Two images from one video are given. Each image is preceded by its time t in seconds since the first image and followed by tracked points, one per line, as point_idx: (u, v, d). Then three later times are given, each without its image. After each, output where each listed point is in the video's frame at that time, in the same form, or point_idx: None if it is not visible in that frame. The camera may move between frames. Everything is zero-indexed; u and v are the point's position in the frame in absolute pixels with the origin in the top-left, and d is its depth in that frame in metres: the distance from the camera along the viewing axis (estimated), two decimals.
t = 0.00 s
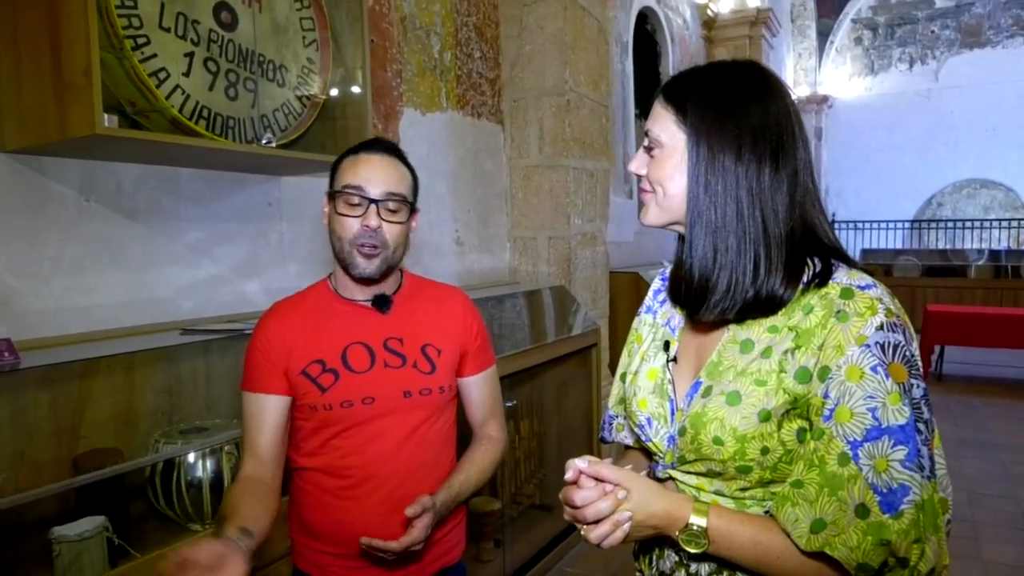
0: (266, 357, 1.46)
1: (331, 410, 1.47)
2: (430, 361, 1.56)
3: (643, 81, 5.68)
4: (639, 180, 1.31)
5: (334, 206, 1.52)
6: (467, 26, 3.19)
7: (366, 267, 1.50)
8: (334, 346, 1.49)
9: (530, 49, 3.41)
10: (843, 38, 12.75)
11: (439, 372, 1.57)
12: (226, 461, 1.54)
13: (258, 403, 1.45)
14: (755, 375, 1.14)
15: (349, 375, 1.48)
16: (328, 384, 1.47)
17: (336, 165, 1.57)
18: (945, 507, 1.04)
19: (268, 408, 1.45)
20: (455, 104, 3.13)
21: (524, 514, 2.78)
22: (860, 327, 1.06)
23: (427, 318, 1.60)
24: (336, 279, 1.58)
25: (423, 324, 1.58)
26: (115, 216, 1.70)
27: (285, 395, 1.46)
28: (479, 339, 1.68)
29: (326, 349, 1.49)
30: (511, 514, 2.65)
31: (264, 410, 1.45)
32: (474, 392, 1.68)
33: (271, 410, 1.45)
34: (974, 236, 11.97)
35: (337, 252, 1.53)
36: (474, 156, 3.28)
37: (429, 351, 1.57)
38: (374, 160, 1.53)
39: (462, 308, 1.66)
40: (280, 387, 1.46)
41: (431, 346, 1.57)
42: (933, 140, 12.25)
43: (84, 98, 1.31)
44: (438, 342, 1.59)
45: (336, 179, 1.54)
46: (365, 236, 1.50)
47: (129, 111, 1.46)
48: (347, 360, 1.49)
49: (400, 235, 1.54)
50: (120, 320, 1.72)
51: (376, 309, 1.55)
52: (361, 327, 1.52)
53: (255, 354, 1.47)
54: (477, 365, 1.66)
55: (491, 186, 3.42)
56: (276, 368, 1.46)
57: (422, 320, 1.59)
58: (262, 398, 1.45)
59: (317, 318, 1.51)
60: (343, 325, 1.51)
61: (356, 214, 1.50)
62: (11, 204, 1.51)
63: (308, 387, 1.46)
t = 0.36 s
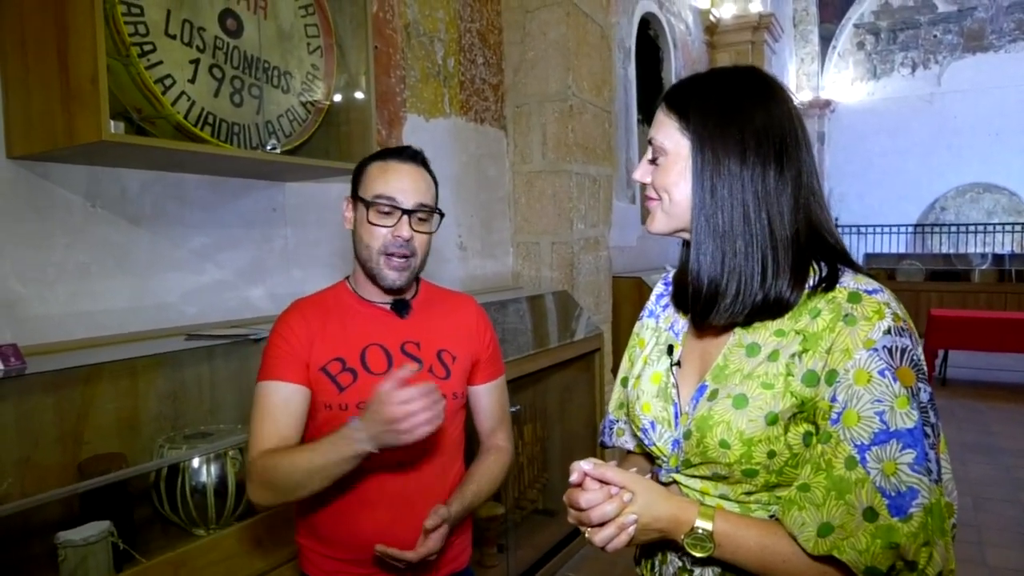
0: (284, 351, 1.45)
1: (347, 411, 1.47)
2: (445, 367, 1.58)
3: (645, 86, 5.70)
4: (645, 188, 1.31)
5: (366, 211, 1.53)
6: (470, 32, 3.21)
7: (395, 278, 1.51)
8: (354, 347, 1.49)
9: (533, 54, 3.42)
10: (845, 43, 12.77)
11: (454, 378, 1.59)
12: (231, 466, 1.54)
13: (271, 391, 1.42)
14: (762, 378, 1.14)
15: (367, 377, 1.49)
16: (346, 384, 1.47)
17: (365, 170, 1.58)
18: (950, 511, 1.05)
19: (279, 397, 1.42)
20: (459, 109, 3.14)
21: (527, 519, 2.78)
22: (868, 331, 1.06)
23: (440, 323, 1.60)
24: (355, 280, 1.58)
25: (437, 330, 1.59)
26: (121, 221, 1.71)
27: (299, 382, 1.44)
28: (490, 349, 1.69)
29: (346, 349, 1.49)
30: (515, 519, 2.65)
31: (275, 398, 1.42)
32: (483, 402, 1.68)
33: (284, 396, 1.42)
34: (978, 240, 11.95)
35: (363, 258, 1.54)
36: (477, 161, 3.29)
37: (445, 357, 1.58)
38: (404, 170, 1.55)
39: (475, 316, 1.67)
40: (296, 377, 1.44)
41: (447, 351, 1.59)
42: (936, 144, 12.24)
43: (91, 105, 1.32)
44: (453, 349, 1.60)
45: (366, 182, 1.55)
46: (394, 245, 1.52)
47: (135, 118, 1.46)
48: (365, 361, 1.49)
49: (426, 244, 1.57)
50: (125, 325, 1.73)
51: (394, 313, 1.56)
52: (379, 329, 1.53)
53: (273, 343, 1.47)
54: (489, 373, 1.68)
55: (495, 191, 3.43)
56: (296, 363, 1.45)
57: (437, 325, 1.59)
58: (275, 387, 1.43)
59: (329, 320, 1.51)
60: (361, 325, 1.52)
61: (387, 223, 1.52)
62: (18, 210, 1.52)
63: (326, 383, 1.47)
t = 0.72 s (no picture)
0: (289, 369, 1.42)
1: (356, 422, 1.46)
2: (453, 373, 1.58)
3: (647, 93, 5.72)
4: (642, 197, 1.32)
5: (394, 207, 1.54)
6: (472, 38, 3.22)
7: (441, 268, 1.56)
8: (362, 358, 1.48)
9: (535, 61, 3.43)
10: (847, 50, 12.79)
11: (461, 384, 1.58)
12: (231, 470, 1.54)
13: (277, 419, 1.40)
14: (763, 384, 1.14)
15: (375, 388, 1.47)
16: (355, 397, 1.46)
17: (364, 175, 1.59)
18: (951, 516, 1.04)
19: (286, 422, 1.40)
20: (460, 115, 3.15)
21: (528, 525, 2.77)
22: (869, 336, 1.06)
23: (444, 330, 1.60)
24: (361, 293, 1.57)
25: (444, 335, 1.59)
26: (123, 225, 1.72)
27: (309, 409, 1.42)
28: (495, 351, 1.70)
29: (354, 361, 1.48)
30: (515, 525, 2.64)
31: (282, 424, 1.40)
32: (494, 405, 1.71)
33: (292, 423, 1.40)
34: (979, 247, 11.93)
35: (395, 261, 1.53)
36: (479, 167, 3.29)
37: (453, 364, 1.59)
38: (414, 169, 1.60)
39: (480, 320, 1.68)
40: (305, 402, 1.42)
41: (453, 357, 1.59)
42: (937, 151, 12.25)
43: (95, 109, 1.32)
44: (460, 355, 1.60)
45: (369, 186, 1.57)
46: (430, 239, 1.56)
47: (140, 122, 1.48)
48: (373, 371, 1.48)
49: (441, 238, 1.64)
50: (127, 329, 1.74)
51: (402, 321, 1.56)
52: (387, 339, 1.52)
53: (277, 362, 1.43)
54: (496, 375, 1.69)
55: (496, 196, 3.44)
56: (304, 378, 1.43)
57: (445, 332, 1.60)
58: (279, 413, 1.40)
59: (336, 326, 1.49)
60: (368, 336, 1.51)
61: (419, 217, 1.55)
62: (22, 214, 1.53)
63: (335, 399, 1.45)
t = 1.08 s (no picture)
0: (285, 370, 1.42)
1: (351, 422, 1.45)
2: (447, 372, 1.55)
3: (648, 92, 5.73)
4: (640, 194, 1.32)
5: (384, 203, 1.52)
6: (474, 37, 3.22)
7: (435, 260, 1.55)
8: (354, 358, 1.47)
9: (536, 60, 3.43)
10: (849, 50, 12.78)
11: (454, 384, 1.55)
12: (232, 468, 1.54)
13: (285, 422, 1.40)
14: (758, 383, 1.13)
15: (368, 388, 1.46)
16: (348, 397, 1.45)
17: (351, 173, 1.57)
18: (945, 515, 1.04)
19: (295, 424, 1.41)
20: (462, 114, 3.15)
21: (528, 524, 2.77)
22: (863, 335, 1.06)
23: (438, 328, 1.57)
24: (356, 292, 1.55)
25: (439, 333, 1.56)
26: (124, 224, 1.72)
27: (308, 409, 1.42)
28: (490, 349, 1.63)
29: (346, 360, 1.46)
30: (515, 524, 2.64)
31: (291, 427, 1.40)
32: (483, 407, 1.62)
33: (302, 426, 1.41)
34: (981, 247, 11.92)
35: (389, 258, 1.51)
36: (480, 165, 3.29)
37: (447, 362, 1.56)
38: (400, 163, 1.58)
39: (475, 317, 1.63)
40: (303, 401, 1.42)
41: (447, 355, 1.55)
42: (939, 151, 12.24)
43: (95, 107, 1.32)
44: (455, 354, 1.57)
45: (356, 184, 1.55)
46: (422, 232, 1.54)
47: (140, 120, 1.47)
48: (367, 371, 1.47)
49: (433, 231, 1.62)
50: (127, 327, 1.74)
51: (395, 320, 1.53)
52: (380, 338, 1.50)
53: (276, 362, 1.43)
54: (492, 373, 1.62)
55: (497, 195, 3.44)
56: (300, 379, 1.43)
57: (438, 329, 1.57)
58: (284, 415, 1.40)
59: (331, 325, 1.48)
60: (361, 337, 1.49)
61: (410, 211, 1.53)
62: (22, 212, 1.53)
63: (329, 399, 1.44)
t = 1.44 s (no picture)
0: (270, 368, 1.39)
1: (334, 421, 1.42)
2: (431, 370, 1.50)
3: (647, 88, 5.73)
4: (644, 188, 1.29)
5: (366, 205, 1.48)
6: (472, 32, 3.21)
7: (420, 256, 1.49)
8: (337, 357, 1.43)
9: (534, 55, 3.42)
10: (848, 45, 12.76)
11: (440, 382, 1.50)
12: (230, 464, 1.55)
13: (270, 420, 1.38)
14: (749, 373, 1.13)
15: (352, 387, 1.42)
16: (331, 396, 1.41)
17: (333, 174, 1.53)
18: (932, 509, 1.05)
19: (279, 422, 1.39)
20: (460, 109, 3.14)
21: (527, 519, 2.78)
22: (854, 328, 1.06)
23: (424, 324, 1.52)
24: (342, 292, 1.51)
25: (424, 330, 1.51)
26: (121, 220, 1.71)
27: (293, 407, 1.40)
28: (475, 345, 1.58)
29: (330, 360, 1.43)
30: (514, 519, 2.64)
31: (275, 425, 1.38)
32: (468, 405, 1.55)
33: (285, 425, 1.39)
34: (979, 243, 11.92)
35: (374, 257, 1.47)
36: (479, 161, 3.29)
37: (430, 361, 1.50)
38: (382, 163, 1.54)
39: (460, 314, 1.57)
40: (287, 398, 1.40)
41: (431, 354, 1.51)
42: (938, 147, 12.23)
43: (91, 103, 1.31)
44: (439, 352, 1.52)
45: (338, 186, 1.51)
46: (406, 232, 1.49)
47: (136, 117, 1.47)
48: (349, 370, 1.43)
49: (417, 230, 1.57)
50: (125, 324, 1.73)
51: (380, 320, 1.48)
52: (364, 336, 1.47)
53: (261, 363, 1.41)
54: (477, 370, 1.56)
55: (495, 191, 3.43)
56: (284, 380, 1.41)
57: (424, 326, 1.51)
58: (269, 412, 1.38)
59: (316, 324, 1.45)
60: (345, 335, 1.45)
61: (393, 211, 1.49)
62: (19, 208, 1.52)
63: (312, 397, 1.41)
